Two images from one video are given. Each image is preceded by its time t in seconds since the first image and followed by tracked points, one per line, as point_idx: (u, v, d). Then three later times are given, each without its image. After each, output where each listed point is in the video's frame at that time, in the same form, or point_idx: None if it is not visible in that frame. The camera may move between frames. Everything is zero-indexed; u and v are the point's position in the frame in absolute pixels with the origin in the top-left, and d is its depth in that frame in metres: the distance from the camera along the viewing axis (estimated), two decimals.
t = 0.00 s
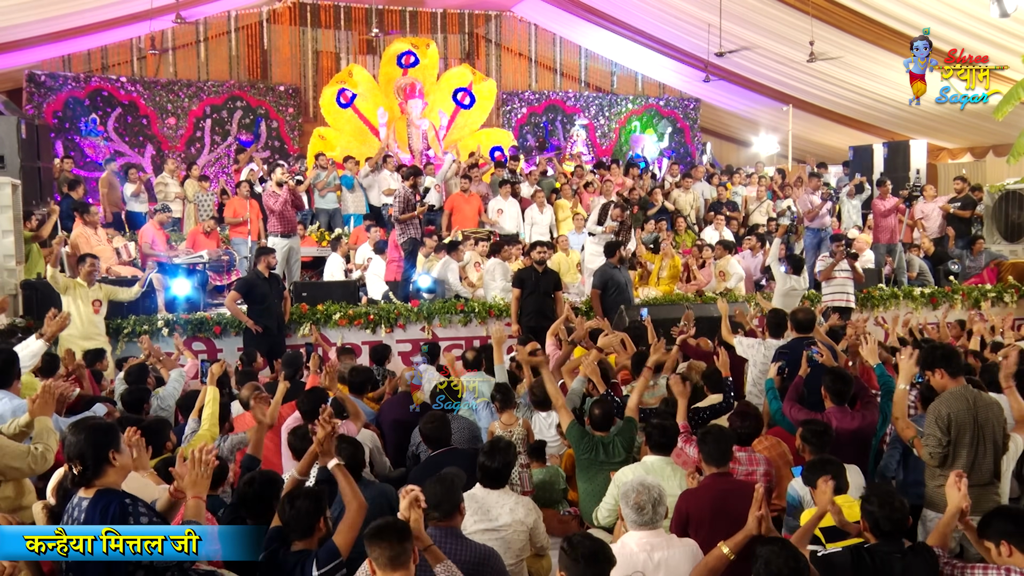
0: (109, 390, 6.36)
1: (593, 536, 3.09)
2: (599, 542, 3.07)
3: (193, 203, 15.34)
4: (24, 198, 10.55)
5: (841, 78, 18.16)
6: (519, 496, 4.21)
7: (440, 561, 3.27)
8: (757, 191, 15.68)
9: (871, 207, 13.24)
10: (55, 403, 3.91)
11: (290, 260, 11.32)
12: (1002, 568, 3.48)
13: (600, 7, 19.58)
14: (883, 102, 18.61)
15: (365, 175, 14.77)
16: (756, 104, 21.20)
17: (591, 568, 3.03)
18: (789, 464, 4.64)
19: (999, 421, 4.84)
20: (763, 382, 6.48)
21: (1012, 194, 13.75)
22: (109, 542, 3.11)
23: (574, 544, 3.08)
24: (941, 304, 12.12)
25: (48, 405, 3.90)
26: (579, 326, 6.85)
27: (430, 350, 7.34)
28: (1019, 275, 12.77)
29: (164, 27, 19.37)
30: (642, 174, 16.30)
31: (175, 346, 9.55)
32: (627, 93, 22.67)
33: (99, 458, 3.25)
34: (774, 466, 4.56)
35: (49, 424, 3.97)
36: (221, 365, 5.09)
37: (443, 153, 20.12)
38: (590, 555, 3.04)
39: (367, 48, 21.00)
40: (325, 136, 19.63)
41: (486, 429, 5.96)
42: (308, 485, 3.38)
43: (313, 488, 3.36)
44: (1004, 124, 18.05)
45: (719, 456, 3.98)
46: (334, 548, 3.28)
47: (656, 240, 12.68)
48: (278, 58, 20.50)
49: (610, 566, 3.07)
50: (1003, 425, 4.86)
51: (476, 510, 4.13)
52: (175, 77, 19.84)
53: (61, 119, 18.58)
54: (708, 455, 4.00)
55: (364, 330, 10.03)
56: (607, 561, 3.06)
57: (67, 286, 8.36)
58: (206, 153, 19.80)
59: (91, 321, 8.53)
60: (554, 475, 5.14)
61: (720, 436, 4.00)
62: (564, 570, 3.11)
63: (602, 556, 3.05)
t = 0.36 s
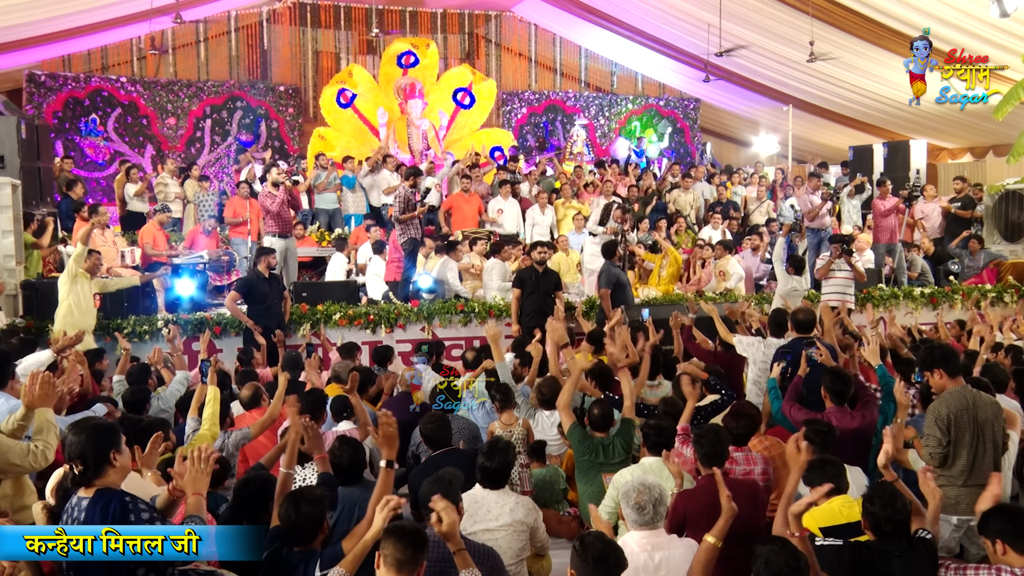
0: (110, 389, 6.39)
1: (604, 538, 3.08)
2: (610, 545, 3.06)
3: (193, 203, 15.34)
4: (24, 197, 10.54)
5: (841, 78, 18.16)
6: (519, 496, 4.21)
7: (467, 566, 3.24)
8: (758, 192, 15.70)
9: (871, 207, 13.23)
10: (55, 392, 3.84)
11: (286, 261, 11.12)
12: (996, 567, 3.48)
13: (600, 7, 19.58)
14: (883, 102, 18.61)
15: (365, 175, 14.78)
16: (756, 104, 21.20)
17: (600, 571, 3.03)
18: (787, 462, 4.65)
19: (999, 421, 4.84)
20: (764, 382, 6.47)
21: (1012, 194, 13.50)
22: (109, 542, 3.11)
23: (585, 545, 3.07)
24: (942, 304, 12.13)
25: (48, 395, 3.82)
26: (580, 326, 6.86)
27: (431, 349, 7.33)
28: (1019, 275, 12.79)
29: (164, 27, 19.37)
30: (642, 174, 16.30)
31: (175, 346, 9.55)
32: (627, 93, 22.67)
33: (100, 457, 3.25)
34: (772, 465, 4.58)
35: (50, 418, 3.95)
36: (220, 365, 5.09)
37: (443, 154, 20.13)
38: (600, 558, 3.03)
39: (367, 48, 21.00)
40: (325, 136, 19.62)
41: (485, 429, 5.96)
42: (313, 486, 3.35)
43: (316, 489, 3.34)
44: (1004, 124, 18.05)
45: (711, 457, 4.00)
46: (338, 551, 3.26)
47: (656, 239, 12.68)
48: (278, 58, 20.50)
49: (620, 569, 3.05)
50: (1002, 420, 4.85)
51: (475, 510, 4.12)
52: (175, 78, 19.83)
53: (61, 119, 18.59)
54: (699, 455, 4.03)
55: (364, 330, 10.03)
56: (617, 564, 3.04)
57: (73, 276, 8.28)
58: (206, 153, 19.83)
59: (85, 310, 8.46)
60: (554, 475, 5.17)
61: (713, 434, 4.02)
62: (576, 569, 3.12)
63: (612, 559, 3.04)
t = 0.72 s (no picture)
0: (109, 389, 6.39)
1: (601, 540, 3.08)
2: (607, 547, 3.06)
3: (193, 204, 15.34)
4: (23, 198, 10.54)
5: (841, 78, 18.16)
6: (519, 495, 4.21)
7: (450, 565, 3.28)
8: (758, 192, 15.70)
9: (871, 207, 13.22)
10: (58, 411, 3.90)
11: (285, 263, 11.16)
12: (999, 567, 3.47)
13: (600, 7, 19.58)
14: (883, 102, 18.61)
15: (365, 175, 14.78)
16: (757, 104, 21.20)
17: (596, 573, 3.04)
18: (788, 462, 4.65)
19: (998, 421, 4.84)
20: (763, 384, 6.48)
21: (1012, 194, 13.42)
22: (109, 542, 3.11)
23: (582, 546, 3.07)
24: (942, 304, 12.12)
25: (51, 413, 3.90)
26: (580, 325, 6.86)
27: (432, 349, 7.34)
28: (1019, 275, 12.79)
29: (164, 27, 19.36)
30: (642, 174, 16.29)
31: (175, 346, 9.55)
32: (627, 93, 22.67)
33: (102, 458, 3.25)
34: (773, 465, 4.60)
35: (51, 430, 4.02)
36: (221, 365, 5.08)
37: (443, 154, 20.13)
38: (596, 560, 3.03)
39: (367, 48, 21.01)
40: (325, 136, 19.60)
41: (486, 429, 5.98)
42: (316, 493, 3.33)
43: (320, 494, 3.33)
44: (1003, 124, 18.05)
45: (715, 458, 3.98)
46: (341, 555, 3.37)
47: (657, 239, 12.67)
48: (278, 58, 20.50)
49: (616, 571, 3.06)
50: (1002, 422, 4.86)
51: (475, 510, 4.13)
52: (175, 78, 19.82)
53: (61, 119, 18.58)
54: (702, 457, 4.00)
55: (364, 330, 10.03)
56: (612, 567, 3.05)
57: (77, 282, 8.28)
58: (206, 153, 19.82)
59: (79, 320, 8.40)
60: (553, 475, 5.18)
61: (718, 435, 3.99)
62: (571, 569, 3.11)
63: (608, 562, 3.04)
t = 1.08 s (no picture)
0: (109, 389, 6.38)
1: (605, 544, 3.06)
2: (610, 552, 3.05)
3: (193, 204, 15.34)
4: (23, 197, 10.54)
5: (841, 78, 18.15)
6: (518, 495, 4.22)
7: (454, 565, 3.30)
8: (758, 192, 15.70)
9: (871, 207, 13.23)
10: (54, 401, 3.87)
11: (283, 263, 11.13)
12: (994, 565, 3.47)
13: (600, 7, 19.58)
14: (883, 102, 18.61)
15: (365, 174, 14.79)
16: (757, 104, 21.19)
17: None
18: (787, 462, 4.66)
19: (998, 420, 4.84)
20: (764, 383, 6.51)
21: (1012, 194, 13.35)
22: (109, 542, 3.11)
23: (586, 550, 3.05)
24: (941, 304, 12.13)
25: (47, 406, 3.86)
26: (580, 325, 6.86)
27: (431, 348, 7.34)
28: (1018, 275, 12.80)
29: (164, 27, 19.36)
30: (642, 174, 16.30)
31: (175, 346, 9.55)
32: (627, 92, 22.67)
33: (102, 457, 3.25)
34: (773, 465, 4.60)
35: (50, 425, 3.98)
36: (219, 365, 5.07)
37: (443, 154, 20.14)
38: (604, 568, 3.02)
39: (367, 48, 21.02)
40: (325, 135, 19.60)
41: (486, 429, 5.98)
42: (313, 496, 3.32)
43: (318, 497, 3.32)
44: (1003, 124, 18.05)
45: (721, 458, 3.99)
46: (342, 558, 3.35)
47: (657, 238, 12.67)
48: (278, 58, 20.49)
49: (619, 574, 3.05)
50: (1001, 422, 4.86)
51: (475, 510, 4.12)
52: (175, 77, 19.82)
53: (61, 119, 18.58)
54: (708, 458, 4.01)
55: (364, 330, 10.03)
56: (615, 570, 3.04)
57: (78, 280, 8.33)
58: (206, 153, 19.82)
59: (81, 321, 8.47)
60: (553, 475, 5.20)
61: (724, 436, 4.01)
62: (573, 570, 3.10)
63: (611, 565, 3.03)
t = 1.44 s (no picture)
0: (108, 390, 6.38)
1: (601, 547, 3.06)
2: (604, 555, 3.04)
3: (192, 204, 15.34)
4: (23, 198, 10.53)
5: (841, 78, 18.16)
6: (519, 496, 4.21)
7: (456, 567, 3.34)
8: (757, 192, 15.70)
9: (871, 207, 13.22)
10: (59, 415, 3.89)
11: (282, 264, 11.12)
12: (995, 566, 3.46)
13: (600, 7, 19.58)
14: (883, 102, 18.61)
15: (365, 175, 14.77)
16: (757, 104, 21.19)
17: None
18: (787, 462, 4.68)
19: (999, 420, 4.83)
20: (763, 384, 6.53)
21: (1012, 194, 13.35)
22: (109, 542, 3.11)
23: (582, 554, 3.06)
24: (941, 304, 12.14)
25: (51, 418, 3.89)
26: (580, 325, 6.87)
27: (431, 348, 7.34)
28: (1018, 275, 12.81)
29: (164, 27, 19.36)
30: (642, 174, 16.30)
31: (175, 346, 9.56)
32: (627, 93, 22.68)
33: (101, 457, 3.24)
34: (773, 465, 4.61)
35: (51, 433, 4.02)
36: (218, 365, 5.06)
37: (443, 154, 20.15)
38: (595, 569, 3.03)
39: (367, 48, 21.04)
40: (325, 135, 19.61)
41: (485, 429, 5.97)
42: (312, 496, 3.31)
43: (316, 498, 3.31)
44: (1003, 124, 18.05)
45: (730, 457, 3.98)
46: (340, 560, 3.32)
47: (657, 238, 12.67)
48: (278, 58, 20.50)
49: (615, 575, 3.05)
50: (1002, 422, 4.85)
51: (475, 510, 4.12)
52: (175, 78, 19.82)
53: (61, 119, 18.57)
54: (716, 456, 4.00)
55: (364, 331, 10.03)
56: (609, 572, 3.04)
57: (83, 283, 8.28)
58: (206, 153, 19.81)
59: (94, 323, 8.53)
60: (554, 475, 5.20)
61: (733, 434, 4.00)
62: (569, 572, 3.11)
63: (605, 569, 3.03)
